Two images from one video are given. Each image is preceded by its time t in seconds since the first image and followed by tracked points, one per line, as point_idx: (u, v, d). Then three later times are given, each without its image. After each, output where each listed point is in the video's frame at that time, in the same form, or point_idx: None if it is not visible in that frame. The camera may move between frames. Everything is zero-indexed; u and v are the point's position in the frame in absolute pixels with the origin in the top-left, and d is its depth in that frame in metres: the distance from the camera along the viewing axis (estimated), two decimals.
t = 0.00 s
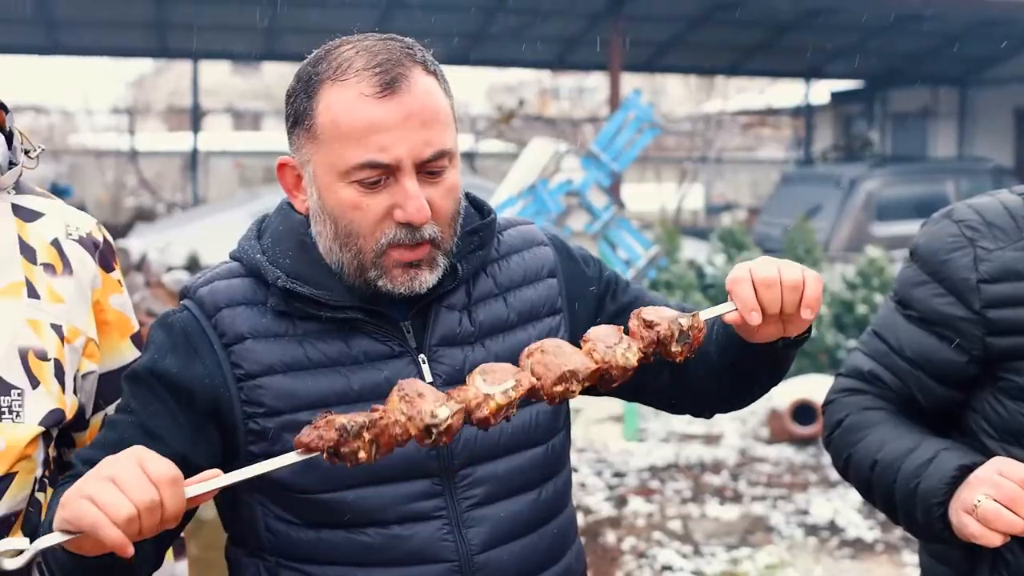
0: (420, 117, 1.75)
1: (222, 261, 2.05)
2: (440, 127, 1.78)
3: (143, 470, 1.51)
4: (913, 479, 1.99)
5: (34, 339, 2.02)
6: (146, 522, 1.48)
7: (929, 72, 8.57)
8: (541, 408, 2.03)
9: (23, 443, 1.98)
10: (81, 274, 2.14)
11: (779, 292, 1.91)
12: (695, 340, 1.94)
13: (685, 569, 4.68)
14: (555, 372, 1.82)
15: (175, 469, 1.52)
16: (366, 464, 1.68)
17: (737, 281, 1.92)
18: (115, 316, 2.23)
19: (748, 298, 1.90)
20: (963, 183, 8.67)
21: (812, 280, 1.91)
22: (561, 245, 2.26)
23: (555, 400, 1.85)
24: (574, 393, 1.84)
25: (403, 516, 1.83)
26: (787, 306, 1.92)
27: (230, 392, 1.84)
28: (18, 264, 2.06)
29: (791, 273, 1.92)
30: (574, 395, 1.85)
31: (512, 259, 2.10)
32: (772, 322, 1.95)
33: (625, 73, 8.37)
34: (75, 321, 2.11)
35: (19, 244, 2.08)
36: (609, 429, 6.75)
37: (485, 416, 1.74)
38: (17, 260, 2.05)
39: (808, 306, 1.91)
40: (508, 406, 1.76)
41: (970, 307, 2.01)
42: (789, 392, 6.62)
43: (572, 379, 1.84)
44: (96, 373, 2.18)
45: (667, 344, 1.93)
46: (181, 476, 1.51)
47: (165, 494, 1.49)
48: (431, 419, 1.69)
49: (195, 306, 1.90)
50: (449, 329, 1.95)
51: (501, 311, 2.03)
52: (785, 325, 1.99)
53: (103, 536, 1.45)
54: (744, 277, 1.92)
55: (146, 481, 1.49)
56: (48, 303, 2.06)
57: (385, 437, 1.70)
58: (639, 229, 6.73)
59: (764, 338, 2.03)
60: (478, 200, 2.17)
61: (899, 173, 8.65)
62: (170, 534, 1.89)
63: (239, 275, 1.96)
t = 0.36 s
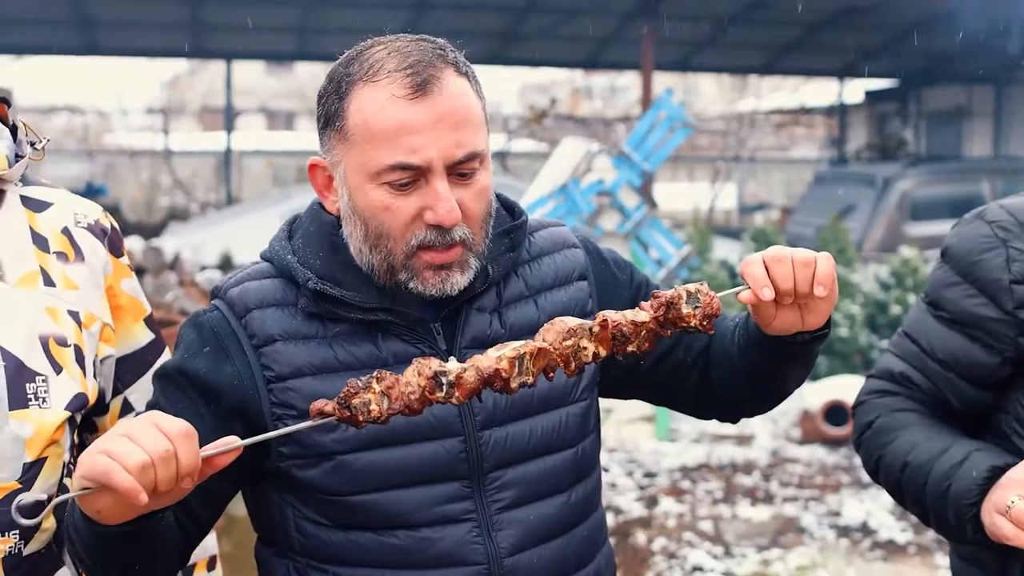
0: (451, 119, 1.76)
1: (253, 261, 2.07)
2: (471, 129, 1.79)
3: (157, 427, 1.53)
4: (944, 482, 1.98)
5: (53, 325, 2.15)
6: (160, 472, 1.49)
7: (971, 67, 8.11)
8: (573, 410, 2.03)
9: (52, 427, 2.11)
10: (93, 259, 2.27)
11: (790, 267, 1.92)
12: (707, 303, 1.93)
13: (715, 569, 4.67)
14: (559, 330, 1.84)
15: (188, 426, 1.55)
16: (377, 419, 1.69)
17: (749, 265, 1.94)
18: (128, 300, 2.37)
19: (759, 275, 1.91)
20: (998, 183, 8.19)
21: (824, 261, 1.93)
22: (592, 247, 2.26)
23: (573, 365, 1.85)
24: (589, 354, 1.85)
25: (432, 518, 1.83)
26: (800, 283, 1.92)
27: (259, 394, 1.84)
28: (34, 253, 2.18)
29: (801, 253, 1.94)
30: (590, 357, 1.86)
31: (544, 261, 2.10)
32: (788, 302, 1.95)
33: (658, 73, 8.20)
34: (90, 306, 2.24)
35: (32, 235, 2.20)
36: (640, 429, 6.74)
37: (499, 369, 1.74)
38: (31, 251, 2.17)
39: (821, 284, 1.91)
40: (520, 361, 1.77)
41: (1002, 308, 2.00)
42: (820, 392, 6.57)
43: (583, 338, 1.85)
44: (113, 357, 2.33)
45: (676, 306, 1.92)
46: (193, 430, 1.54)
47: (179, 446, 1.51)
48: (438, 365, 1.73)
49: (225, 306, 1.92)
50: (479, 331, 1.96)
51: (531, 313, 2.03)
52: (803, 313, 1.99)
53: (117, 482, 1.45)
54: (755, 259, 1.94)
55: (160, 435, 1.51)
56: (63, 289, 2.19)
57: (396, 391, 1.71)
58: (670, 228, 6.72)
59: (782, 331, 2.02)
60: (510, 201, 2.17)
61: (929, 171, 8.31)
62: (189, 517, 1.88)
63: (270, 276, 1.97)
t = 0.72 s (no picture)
0: (410, 105, 1.76)
1: (279, 259, 2.07)
2: (434, 124, 1.77)
3: (177, 447, 1.49)
4: (973, 483, 1.97)
5: (30, 322, 1.75)
6: (180, 493, 1.46)
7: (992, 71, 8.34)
8: (598, 414, 2.03)
9: (35, 422, 1.72)
10: (63, 253, 1.87)
11: (820, 279, 1.89)
12: (733, 319, 1.89)
13: (743, 570, 4.65)
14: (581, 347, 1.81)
15: (209, 445, 1.51)
16: (397, 437, 1.67)
17: (777, 274, 1.91)
18: (99, 295, 1.97)
19: (788, 288, 1.88)
20: None
21: (854, 272, 1.91)
22: (621, 248, 2.25)
23: (595, 382, 1.81)
24: (612, 373, 1.81)
25: (453, 520, 1.84)
26: (829, 294, 1.89)
27: (283, 394, 1.84)
28: (4, 245, 1.77)
29: (831, 263, 1.91)
30: (612, 375, 1.82)
31: (571, 261, 2.10)
32: (817, 314, 1.92)
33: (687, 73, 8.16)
34: (64, 301, 1.84)
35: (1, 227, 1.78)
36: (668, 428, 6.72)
37: (519, 390, 1.71)
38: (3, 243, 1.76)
39: (851, 295, 1.89)
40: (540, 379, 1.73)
41: None
42: (850, 393, 6.52)
43: (605, 355, 1.82)
44: (86, 353, 1.93)
45: (701, 322, 1.88)
46: (214, 450, 1.50)
47: (199, 467, 1.48)
48: (456, 386, 1.70)
49: (251, 305, 1.92)
50: (503, 332, 1.95)
51: (557, 314, 2.03)
52: (832, 324, 1.97)
53: (136, 506, 1.42)
54: (783, 269, 1.91)
55: (179, 456, 1.48)
56: (37, 286, 1.79)
57: (416, 411, 1.67)
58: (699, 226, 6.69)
59: (811, 340, 2.00)
60: (538, 201, 2.17)
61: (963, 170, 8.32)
62: (218, 517, 1.89)
63: (295, 275, 1.98)
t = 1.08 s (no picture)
0: (395, 93, 1.87)
1: (307, 255, 2.08)
2: (418, 112, 1.87)
3: (172, 443, 1.52)
4: (996, 483, 1.95)
5: (35, 320, 1.90)
6: (173, 490, 1.50)
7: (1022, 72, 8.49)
8: (618, 416, 2.02)
9: (46, 420, 1.89)
10: (61, 252, 2.03)
11: (835, 284, 1.86)
12: (741, 326, 1.83)
13: (769, 570, 4.64)
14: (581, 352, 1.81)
15: (204, 440, 1.54)
16: (389, 440, 1.70)
17: (792, 278, 1.88)
18: (93, 291, 2.13)
19: (800, 292, 1.86)
20: None
21: (873, 275, 1.87)
22: (652, 247, 2.23)
23: (594, 388, 1.80)
24: (610, 379, 1.80)
25: (463, 518, 1.84)
26: (846, 300, 1.86)
27: (300, 389, 1.86)
28: (7, 247, 1.92)
29: (849, 268, 1.88)
30: (611, 381, 1.81)
31: (597, 260, 2.10)
32: (835, 319, 1.89)
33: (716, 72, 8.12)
34: (65, 299, 2.00)
35: (3, 230, 1.93)
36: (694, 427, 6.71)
37: (513, 396, 1.71)
38: (5, 244, 1.91)
39: (868, 300, 1.84)
40: (535, 385, 1.73)
41: None
42: (878, 393, 6.48)
43: (605, 360, 1.81)
44: (85, 348, 2.09)
45: (707, 328, 1.83)
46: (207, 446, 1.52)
47: (191, 463, 1.51)
48: (450, 391, 1.72)
49: (275, 299, 1.93)
50: (521, 331, 1.95)
51: (579, 313, 2.03)
52: (853, 329, 1.95)
53: (129, 502, 1.47)
54: (797, 274, 1.88)
55: (174, 452, 1.51)
56: (39, 285, 1.94)
57: (409, 413, 1.71)
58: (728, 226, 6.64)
59: (831, 346, 1.99)
60: (566, 199, 2.17)
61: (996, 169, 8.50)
62: (240, 508, 1.92)
63: (318, 271, 1.98)
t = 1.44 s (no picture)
0: (438, 95, 1.80)
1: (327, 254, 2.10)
2: (466, 112, 1.82)
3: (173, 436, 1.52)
4: (1011, 482, 1.94)
5: (72, 314, 1.94)
6: (171, 482, 1.50)
7: None
8: (633, 416, 2.01)
9: (84, 411, 1.91)
10: (95, 251, 2.06)
11: (844, 289, 1.84)
12: (744, 332, 1.83)
13: (790, 570, 4.62)
14: (583, 353, 1.81)
15: (204, 436, 1.53)
16: (386, 438, 1.70)
17: (802, 282, 1.88)
18: (125, 290, 2.16)
19: (809, 297, 1.85)
20: None
21: (885, 277, 1.85)
22: (672, 246, 2.22)
23: (594, 391, 1.80)
24: (610, 383, 1.80)
25: (473, 518, 1.84)
26: (856, 305, 1.84)
27: (315, 387, 1.88)
28: (43, 244, 1.95)
29: (860, 272, 1.86)
30: (612, 385, 1.81)
31: (614, 261, 2.09)
32: (845, 324, 1.88)
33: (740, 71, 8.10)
34: (99, 295, 2.03)
35: (40, 226, 1.96)
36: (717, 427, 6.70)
37: (511, 396, 1.72)
38: (42, 239, 1.94)
39: (878, 305, 1.81)
40: (534, 387, 1.74)
41: None
42: (901, 393, 6.46)
43: (606, 364, 1.81)
44: (119, 346, 2.12)
45: (711, 333, 1.82)
46: (207, 440, 1.52)
47: (190, 457, 1.50)
48: (449, 391, 1.72)
49: (292, 296, 1.96)
50: (535, 331, 1.96)
51: (593, 314, 2.03)
52: (866, 334, 1.95)
53: (126, 494, 1.48)
54: (808, 279, 1.88)
55: (174, 446, 1.51)
56: (74, 280, 1.97)
57: (407, 412, 1.72)
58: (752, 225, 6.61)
59: (842, 351, 1.98)
60: (585, 197, 2.17)
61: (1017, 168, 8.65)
62: (254, 503, 1.93)
63: (335, 269, 2.00)
